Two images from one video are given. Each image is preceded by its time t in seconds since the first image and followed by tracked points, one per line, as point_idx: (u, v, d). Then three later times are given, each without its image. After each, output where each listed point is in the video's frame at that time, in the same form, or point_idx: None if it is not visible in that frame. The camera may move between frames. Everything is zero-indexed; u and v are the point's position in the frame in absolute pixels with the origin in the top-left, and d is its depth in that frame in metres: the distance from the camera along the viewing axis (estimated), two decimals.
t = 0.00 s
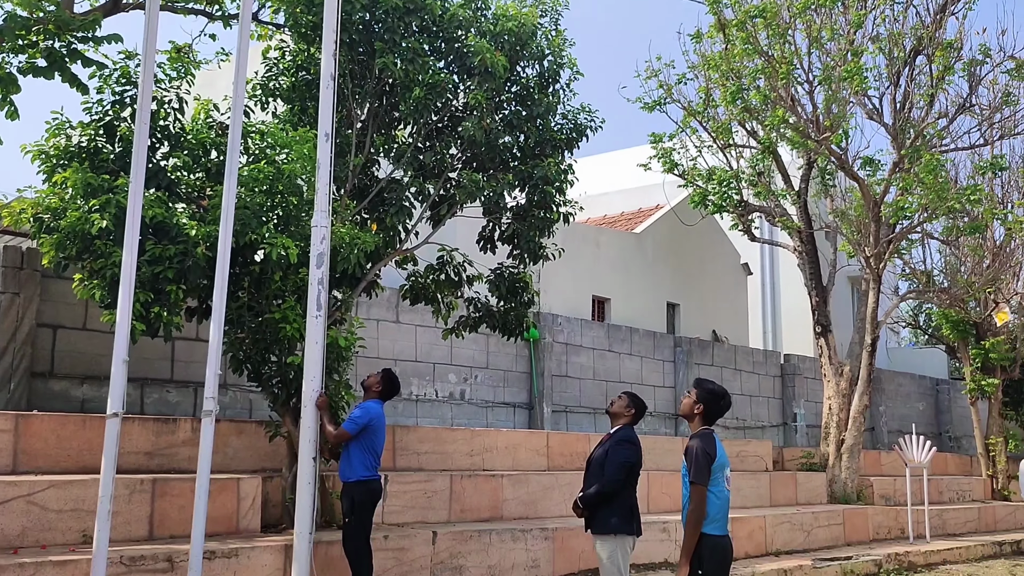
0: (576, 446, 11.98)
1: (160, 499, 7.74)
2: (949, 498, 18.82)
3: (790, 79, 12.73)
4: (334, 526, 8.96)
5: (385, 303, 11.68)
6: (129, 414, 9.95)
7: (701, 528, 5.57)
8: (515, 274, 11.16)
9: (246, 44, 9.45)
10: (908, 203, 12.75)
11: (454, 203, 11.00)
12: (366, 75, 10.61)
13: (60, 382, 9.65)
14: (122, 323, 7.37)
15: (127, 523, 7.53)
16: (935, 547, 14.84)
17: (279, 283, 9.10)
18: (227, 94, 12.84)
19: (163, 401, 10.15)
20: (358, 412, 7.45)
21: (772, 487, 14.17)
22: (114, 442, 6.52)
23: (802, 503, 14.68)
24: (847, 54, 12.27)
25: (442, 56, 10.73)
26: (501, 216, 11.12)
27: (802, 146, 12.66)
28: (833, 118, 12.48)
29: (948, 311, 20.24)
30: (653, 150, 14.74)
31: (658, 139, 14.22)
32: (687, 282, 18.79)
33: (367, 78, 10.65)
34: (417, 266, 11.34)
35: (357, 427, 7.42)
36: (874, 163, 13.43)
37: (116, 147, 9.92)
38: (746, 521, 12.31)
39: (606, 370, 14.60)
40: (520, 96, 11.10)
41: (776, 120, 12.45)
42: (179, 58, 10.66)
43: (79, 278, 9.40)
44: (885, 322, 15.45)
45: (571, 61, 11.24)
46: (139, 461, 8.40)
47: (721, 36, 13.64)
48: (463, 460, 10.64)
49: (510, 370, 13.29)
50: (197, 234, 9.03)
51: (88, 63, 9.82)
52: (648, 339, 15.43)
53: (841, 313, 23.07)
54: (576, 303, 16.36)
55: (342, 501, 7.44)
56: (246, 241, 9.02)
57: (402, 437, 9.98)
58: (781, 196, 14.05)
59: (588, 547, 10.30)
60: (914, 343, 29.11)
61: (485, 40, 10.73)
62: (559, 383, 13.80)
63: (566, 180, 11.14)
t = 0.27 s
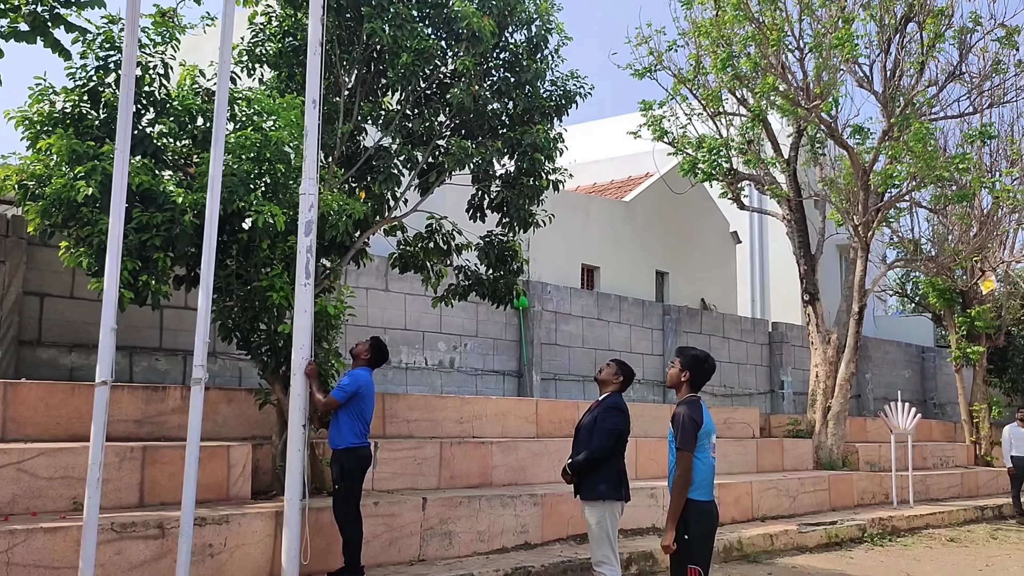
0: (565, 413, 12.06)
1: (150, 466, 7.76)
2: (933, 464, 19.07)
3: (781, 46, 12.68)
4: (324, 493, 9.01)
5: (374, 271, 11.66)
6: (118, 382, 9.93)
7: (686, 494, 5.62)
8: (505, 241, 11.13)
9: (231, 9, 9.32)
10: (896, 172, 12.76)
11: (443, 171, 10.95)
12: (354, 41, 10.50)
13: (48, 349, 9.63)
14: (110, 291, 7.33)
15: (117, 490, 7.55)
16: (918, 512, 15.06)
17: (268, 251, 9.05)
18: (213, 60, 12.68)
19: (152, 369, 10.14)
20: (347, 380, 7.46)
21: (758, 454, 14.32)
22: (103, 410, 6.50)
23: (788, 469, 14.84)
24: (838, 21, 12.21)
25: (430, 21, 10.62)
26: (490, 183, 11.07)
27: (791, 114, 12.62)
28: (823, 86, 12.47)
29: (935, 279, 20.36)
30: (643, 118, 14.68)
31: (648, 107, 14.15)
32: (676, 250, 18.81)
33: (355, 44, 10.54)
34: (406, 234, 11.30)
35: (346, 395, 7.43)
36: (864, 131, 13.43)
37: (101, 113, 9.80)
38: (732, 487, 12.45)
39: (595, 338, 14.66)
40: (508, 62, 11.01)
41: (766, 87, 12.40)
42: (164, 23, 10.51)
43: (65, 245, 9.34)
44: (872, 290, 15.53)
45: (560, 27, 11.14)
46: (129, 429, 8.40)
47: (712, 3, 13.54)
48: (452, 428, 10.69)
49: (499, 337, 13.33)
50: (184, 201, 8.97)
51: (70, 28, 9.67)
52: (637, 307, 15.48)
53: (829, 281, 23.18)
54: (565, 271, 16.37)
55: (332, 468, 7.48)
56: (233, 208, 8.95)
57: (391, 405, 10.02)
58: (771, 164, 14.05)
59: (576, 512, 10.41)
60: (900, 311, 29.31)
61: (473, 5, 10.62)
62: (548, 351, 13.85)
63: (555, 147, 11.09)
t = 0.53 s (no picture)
0: (553, 384, 12.11)
1: (139, 438, 7.76)
2: (917, 434, 19.29)
3: (771, 16, 12.60)
4: (314, 464, 9.04)
5: (362, 243, 11.62)
6: (105, 354, 9.90)
7: (673, 464, 5.67)
8: (493, 213, 11.08)
9: None
10: (885, 144, 12.76)
11: (431, 142, 10.87)
12: (340, 10, 10.37)
13: (34, 322, 9.57)
14: (95, 263, 7.28)
15: (105, 462, 7.55)
16: (902, 481, 15.25)
17: (255, 222, 8.99)
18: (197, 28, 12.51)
19: (139, 341, 10.10)
20: (336, 352, 7.47)
21: (745, 424, 14.44)
22: (90, 382, 6.50)
23: (774, 439, 14.98)
24: None
25: None
26: (479, 154, 11.02)
27: (782, 85, 12.57)
28: (813, 57, 12.43)
29: (922, 251, 20.45)
30: (632, 89, 14.60)
31: (638, 77, 14.07)
32: (665, 222, 18.81)
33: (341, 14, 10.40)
34: (394, 206, 11.24)
35: (335, 367, 7.45)
36: (853, 103, 13.40)
37: (84, 83, 9.66)
38: (719, 457, 12.56)
39: (584, 310, 14.69)
40: (496, 31, 10.89)
41: (756, 58, 12.34)
42: None
43: (50, 217, 9.25)
44: (860, 262, 15.60)
45: None
46: (117, 401, 8.39)
47: None
48: (441, 399, 10.73)
49: (488, 309, 13.34)
50: (169, 173, 8.87)
51: None
52: (625, 278, 15.50)
53: (817, 252, 23.27)
54: (554, 243, 16.36)
55: (321, 439, 7.49)
56: (220, 180, 8.87)
57: (380, 376, 10.04)
58: (760, 135, 14.03)
59: (564, 482, 10.50)
60: (887, 282, 29.44)
61: None
62: (537, 322, 13.87)
63: (544, 118, 11.00)
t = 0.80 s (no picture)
0: (542, 359, 12.15)
1: (127, 414, 7.76)
2: (902, 408, 19.48)
3: None
4: (303, 440, 9.05)
5: (350, 218, 11.58)
6: (92, 330, 9.85)
7: (660, 438, 5.70)
8: (482, 188, 11.04)
9: None
10: (874, 118, 12.77)
11: (418, 117, 10.80)
12: None
13: (20, 297, 9.51)
14: (81, 238, 7.23)
15: (94, 437, 7.55)
16: (887, 454, 15.42)
17: (241, 197, 8.92)
18: None
19: (126, 317, 10.06)
20: (327, 329, 7.47)
21: (733, 398, 14.54)
22: (78, 357, 6.48)
23: (761, 413, 15.10)
24: None
25: None
26: (467, 129, 10.96)
27: (771, 60, 12.53)
28: (802, 31, 12.39)
29: (909, 226, 20.54)
30: (621, 64, 14.53)
31: (627, 52, 14.00)
32: (654, 197, 18.81)
33: None
34: (382, 181, 11.18)
35: (326, 344, 7.45)
36: (842, 78, 13.38)
37: (67, 56, 9.53)
38: (707, 431, 12.65)
39: (573, 285, 14.71)
40: (485, 4, 10.78)
41: (746, 32, 12.29)
42: None
43: (34, 192, 9.15)
44: (847, 237, 15.65)
45: None
46: (105, 377, 8.36)
47: None
48: (430, 374, 10.75)
49: (477, 285, 13.34)
50: (155, 147, 8.78)
51: None
52: (614, 254, 15.51)
53: (806, 226, 23.35)
54: (543, 218, 16.35)
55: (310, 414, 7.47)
56: (206, 155, 8.80)
57: (369, 352, 10.04)
58: (749, 110, 14.01)
59: (553, 456, 10.56)
60: (874, 258, 29.57)
61: None
62: (526, 298, 13.88)
63: (533, 92, 10.92)
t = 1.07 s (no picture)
0: (531, 339, 12.17)
1: (115, 393, 7.73)
2: (888, 386, 19.63)
3: None
4: (291, 419, 9.05)
5: (338, 197, 11.53)
6: (79, 309, 9.79)
7: (646, 417, 5.76)
8: (470, 166, 11.00)
9: None
10: (862, 98, 12.77)
11: (407, 95, 10.74)
12: None
13: (5, 276, 9.43)
14: (66, 216, 7.17)
15: (82, 416, 7.52)
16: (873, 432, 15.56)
17: (228, 175, 8.86)
18: None
19: (113, 296, 10.00)
20: (323, 309, 7.49)
21: (720, 377, 14.62)
22: (64, 336, 6.45)
23: (749, 392, 15.20)
24: None
25: None
26: (455, 107, 10.91)
27: (760, 39, 12.50)
28: (791, 10, 12.34)
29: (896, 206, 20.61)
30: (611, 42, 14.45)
31: (616, 30, 13.93)
32: (643, 176, 18.79)
33: None
34: (370, 159, 11.12)
35: (321, 324, 7.46)
36: (831, 57, 13.36)
37: (49, 32, 9.40)
38: (695, 410, 12.73)
39: (561, 265, 14.71)
40: None
41: (735, 11, 12.24)
42: None
43: (18, 170, 9.06)
44: (835, 217, 15.69)
45: None
46: (91, 356, 8.33)
47: None
48: (419, 353, 10.75)
49: (465, 265, 13.33)
50: (139, 124, 8.69)
51: None
52: (602, 233, 15.52)
53: (794, 205, 23.40)
54: (532, 197, 16.32)
55: (300, 392, 7.45)
56: (192, 132, 8.73)
57: (358, 331, 10.03)
58: (738, 89, 13.98)
59: (542, 435, 10.61)
60: (862, 237, 29.70)
61: None
62: (515, 278, 13.88)
63: (522, 70, 10.86)
